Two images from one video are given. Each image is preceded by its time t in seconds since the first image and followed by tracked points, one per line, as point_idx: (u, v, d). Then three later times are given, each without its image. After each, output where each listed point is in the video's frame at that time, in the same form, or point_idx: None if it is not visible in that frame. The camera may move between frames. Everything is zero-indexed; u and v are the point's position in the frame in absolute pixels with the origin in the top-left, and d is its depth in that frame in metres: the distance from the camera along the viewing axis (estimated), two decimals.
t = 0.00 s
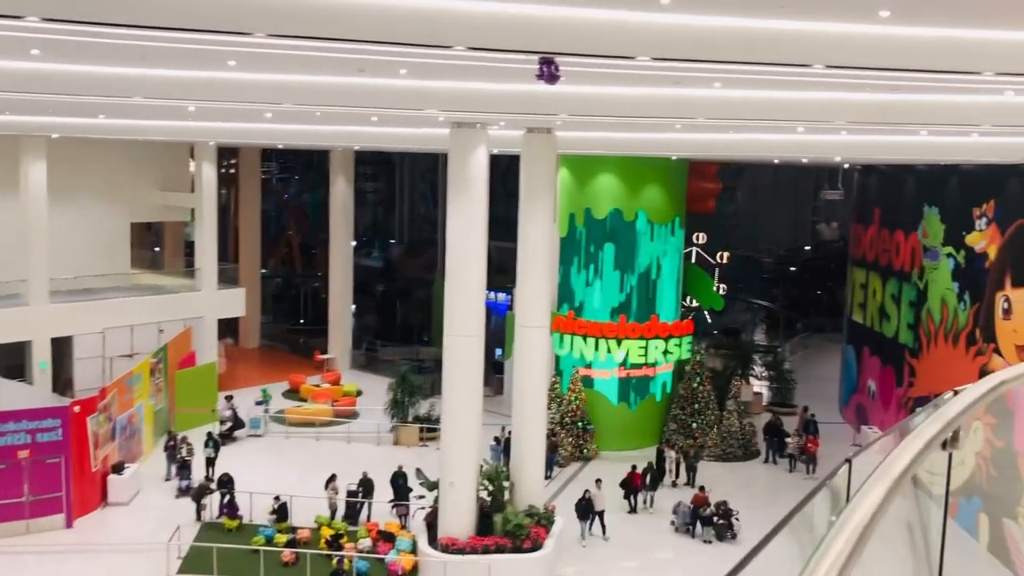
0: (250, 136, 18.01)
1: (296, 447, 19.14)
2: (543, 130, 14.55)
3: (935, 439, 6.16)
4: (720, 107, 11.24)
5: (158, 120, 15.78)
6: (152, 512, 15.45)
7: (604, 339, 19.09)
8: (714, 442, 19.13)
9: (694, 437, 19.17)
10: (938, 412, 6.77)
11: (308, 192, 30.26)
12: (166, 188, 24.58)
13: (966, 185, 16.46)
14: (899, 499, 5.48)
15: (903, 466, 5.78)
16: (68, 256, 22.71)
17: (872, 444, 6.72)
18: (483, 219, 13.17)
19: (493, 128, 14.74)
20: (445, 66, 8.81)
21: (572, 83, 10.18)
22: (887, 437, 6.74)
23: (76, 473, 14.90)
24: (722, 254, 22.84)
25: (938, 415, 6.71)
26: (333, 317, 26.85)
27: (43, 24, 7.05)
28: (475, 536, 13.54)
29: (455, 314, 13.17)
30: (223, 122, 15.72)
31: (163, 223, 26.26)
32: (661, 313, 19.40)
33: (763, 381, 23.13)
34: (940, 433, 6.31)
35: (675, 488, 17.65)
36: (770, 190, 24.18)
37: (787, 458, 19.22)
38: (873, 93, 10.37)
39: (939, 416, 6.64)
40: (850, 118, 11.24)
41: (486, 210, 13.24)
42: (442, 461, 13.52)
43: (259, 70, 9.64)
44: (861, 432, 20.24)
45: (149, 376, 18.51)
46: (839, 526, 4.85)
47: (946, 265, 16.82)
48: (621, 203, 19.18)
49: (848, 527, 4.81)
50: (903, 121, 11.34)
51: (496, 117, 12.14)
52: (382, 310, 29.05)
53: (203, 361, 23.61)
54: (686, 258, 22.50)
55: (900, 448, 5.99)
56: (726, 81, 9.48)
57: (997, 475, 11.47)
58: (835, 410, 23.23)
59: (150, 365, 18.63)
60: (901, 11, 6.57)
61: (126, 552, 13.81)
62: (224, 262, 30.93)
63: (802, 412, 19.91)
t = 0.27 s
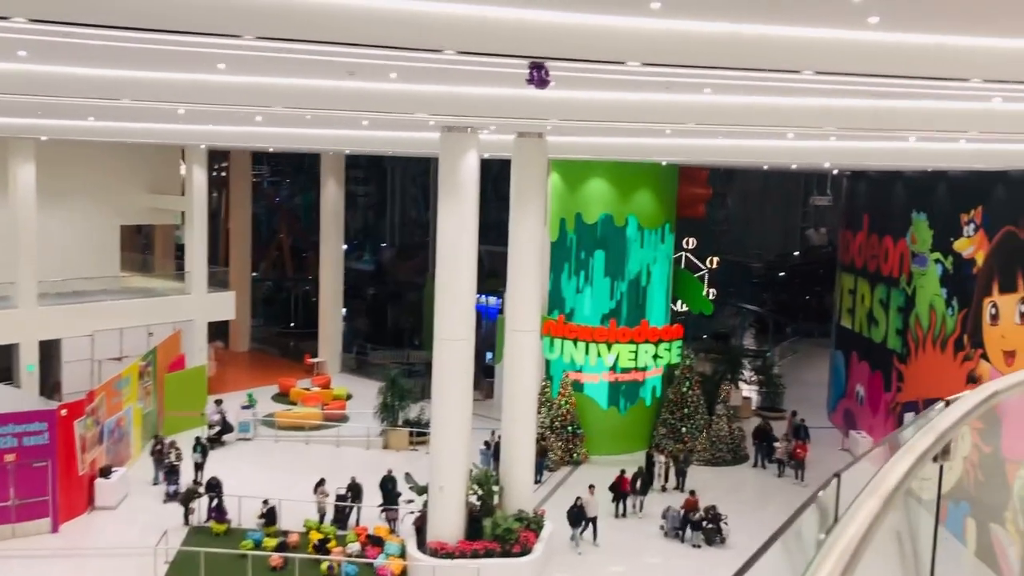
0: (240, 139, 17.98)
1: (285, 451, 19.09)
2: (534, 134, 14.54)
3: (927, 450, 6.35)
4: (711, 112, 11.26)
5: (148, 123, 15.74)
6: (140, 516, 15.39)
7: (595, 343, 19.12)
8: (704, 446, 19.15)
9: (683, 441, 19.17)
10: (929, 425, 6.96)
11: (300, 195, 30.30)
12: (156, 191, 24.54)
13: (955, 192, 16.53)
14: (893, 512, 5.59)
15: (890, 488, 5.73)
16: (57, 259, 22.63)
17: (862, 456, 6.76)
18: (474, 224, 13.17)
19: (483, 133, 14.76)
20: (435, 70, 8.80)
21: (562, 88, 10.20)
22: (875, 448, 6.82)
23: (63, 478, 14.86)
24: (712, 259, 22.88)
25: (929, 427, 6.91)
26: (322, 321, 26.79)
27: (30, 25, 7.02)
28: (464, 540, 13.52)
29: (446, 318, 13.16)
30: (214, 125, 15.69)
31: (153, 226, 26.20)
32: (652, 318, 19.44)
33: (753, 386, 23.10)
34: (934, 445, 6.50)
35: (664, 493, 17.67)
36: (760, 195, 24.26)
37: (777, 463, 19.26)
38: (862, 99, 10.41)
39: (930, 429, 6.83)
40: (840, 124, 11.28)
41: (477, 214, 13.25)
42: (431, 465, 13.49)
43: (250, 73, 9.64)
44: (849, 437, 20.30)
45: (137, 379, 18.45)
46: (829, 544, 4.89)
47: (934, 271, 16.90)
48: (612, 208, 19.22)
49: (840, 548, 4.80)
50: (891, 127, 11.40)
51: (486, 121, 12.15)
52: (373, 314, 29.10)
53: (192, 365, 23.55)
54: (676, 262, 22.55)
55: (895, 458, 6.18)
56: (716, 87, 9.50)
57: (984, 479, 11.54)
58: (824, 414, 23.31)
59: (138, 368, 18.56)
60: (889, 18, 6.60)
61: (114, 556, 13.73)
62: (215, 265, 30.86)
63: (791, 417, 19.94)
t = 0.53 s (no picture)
0: (234, 141, 17.86)
1: (278, 455, 18.98)
2: (529, 138, 14.53)
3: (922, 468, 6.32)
4: (708, 116, 11.18)
5: (141, 124, 15.61)
6: (131, 520, 15.26)
7: (591, 348, 19.02)
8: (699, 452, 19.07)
9: (679, 447, 19.04)
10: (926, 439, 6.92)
11: (295, 198, 30.12)
12: (151, 192, 24.44)
13: (952, 198, 16.48)
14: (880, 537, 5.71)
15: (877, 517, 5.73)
16: (50, 260, 22.48)
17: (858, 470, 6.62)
18: (469, 228, 13.07)
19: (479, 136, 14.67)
20: (430, 72, 8.71)
21: (558, 91, 10.11)
22: (872, 462, 6.70)
23: (53, 481, 14.71)
24: (710, 264, 22.77)
25: (926, 441, 6.85)
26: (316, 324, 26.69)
27: (19, 24, 6.92)
28: (457, 546, 13.40)
29: (440, 321, 13.05)
30: (208, 127, 15.57)
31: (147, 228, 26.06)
32: (648, 323, 19.34)
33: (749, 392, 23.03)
34: (930, 461, 6.46)
35: (660, 499, 17.56)
36: (757, 201, 24.17)
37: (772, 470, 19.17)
38: (861, 104, 10.34)
39: (928, 444, 6.77)
40: (837, 129, 11.21)
41: (472, 218, 13.14)
42: (424, 469, 13.38)
43: (242, 74, 9.54)
44: (846, 443, 20.21)
45: (129, 382, 18.30)
46: None
47: (931, 277, 16.85)
48: (608, 212, 19.14)
49: None
50: (890, 133, 11.31)
51: (482, 124, 12.06)
52: (368, 317, 29.02)
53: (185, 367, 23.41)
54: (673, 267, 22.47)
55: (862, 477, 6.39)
56: (713, 91, 9.42)
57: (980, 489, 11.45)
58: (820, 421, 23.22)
59: (131, 371, 18.43)
60: (888, 22, 6.52)
61: (104, 561, 13.60)
62: (209, 268, 30.72)
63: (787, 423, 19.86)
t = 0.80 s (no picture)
0: (237, 143, 17.81)
1: (280, 458, 18.92)
2: (533, 141, 14.40)
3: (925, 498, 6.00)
4: (713, 120, 11.11)
5: (144, 125, 15.56)
6: (132, 523, 15.19)
7: (593, 353, 18.96)
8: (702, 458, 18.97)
9: (682, 453, 18.98)
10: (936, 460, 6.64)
11: (300, 201, 30.12)
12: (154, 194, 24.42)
13: (959, 204, 16.35)
14: None
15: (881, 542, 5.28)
16: (53, 262, 22.45)
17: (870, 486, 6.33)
18: (472, 231, 13.01)
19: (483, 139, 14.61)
20: (434, 74, 8.65)
21: (562, 94, 10.05)
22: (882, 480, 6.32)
23: (54, 483, 14.64)
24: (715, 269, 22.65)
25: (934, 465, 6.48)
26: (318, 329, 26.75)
27: (20, 24, 6.86)
28: (458, 551, 13.32)
29: (442, 325, 12.98)
30: (210, 128, 15.52)
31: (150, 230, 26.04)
32: (651, 328, 19.23)
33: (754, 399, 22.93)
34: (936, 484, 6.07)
35: (663, 505, 17.46)
36: (764, 207, 23.97)
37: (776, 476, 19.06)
38: (866, 109, 10.26)
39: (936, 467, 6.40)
40: (842, 133, 11.14)
41: (475, 222, 13.07)
42: (425, 474, 13.30)
43: (244, 76, 9.48)
44: (850, 449, 20.12)
45: (131, 385, 18.26)
46: None
47: (937, 284, 16.73)
48: (612, 217, 19.06)
49: None
50: (895, 138, 11.23)
51: (486, 127, 11.98)
52: (371, 321, 29.32)
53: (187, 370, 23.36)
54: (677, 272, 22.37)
55: (869, 493, 5.98)
56: (718, 94, 9.35)
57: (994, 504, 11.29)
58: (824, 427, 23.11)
59: (132, 374, 18.39)
60: (896, 26, 6.45)
61: (104, 564, 13.52)
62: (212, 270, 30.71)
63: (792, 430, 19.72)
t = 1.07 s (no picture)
0: (253, 145, 17.96)
1: (294, 458, 19.04)
2: (546, 143, 14.45)
3: (941, 524, 5.90)
4: (726, 123, 11.13)
5: (161, 128, 15.73)
6: (147, 521, 15.34)
7: (606, 356, 18.97)
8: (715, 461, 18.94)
9: (694, 456, 18.79)
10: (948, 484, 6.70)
11: (315, 202, 30.02)
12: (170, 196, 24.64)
13: (972, 207, 16.27)
14: None
15: None
16: (71, 263, 22.70)
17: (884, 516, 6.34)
18: (484, 233, 13.08)
19: (496, 142, 14.70)
20: (447, 77, 8.72)
21: (574, 97, 10.12)
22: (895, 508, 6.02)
23: (70, 481, 14.81)
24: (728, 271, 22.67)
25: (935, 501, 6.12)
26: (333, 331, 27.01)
27: (39, 28, 6.99)
28: (470, 552, 13.39)
29: (455, 326, 13.06)
30: (226, 131, 15.68)
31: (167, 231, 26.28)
32: (663, 330, 19.28)
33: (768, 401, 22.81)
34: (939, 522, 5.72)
35: (675, 507, 17.46)
36: (777, 210, 23.99)
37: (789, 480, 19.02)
38: (879, 111, 10.26)
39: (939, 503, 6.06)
40: (856, 136, 11.14)
41: (487, 224, 13.15)
42: (436, 474, 13.38)
43: (259, 78, 9.58)
44: (863, 452, 20.09)
45: (146, 384, 18.45)
46: None
47: (951, 287, 16.67)
48: (625, 219, 19.09)
49: None
50: (909, 140, 11.21)
51: (498, 130, 12.05)
52: (386, 321, 29.01)
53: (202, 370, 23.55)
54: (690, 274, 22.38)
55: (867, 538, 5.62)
56: (730, 97, 9.39)
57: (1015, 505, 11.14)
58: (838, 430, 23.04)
59: (148, 373, 18.57)
60: (907, 29, 6.46)
61: (120, 561, 13.67)
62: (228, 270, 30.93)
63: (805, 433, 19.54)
